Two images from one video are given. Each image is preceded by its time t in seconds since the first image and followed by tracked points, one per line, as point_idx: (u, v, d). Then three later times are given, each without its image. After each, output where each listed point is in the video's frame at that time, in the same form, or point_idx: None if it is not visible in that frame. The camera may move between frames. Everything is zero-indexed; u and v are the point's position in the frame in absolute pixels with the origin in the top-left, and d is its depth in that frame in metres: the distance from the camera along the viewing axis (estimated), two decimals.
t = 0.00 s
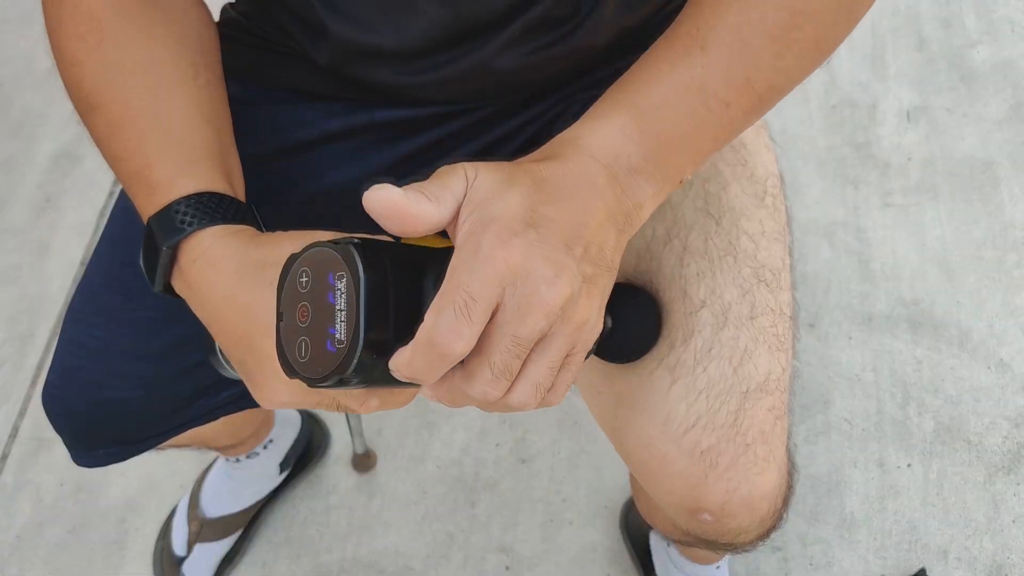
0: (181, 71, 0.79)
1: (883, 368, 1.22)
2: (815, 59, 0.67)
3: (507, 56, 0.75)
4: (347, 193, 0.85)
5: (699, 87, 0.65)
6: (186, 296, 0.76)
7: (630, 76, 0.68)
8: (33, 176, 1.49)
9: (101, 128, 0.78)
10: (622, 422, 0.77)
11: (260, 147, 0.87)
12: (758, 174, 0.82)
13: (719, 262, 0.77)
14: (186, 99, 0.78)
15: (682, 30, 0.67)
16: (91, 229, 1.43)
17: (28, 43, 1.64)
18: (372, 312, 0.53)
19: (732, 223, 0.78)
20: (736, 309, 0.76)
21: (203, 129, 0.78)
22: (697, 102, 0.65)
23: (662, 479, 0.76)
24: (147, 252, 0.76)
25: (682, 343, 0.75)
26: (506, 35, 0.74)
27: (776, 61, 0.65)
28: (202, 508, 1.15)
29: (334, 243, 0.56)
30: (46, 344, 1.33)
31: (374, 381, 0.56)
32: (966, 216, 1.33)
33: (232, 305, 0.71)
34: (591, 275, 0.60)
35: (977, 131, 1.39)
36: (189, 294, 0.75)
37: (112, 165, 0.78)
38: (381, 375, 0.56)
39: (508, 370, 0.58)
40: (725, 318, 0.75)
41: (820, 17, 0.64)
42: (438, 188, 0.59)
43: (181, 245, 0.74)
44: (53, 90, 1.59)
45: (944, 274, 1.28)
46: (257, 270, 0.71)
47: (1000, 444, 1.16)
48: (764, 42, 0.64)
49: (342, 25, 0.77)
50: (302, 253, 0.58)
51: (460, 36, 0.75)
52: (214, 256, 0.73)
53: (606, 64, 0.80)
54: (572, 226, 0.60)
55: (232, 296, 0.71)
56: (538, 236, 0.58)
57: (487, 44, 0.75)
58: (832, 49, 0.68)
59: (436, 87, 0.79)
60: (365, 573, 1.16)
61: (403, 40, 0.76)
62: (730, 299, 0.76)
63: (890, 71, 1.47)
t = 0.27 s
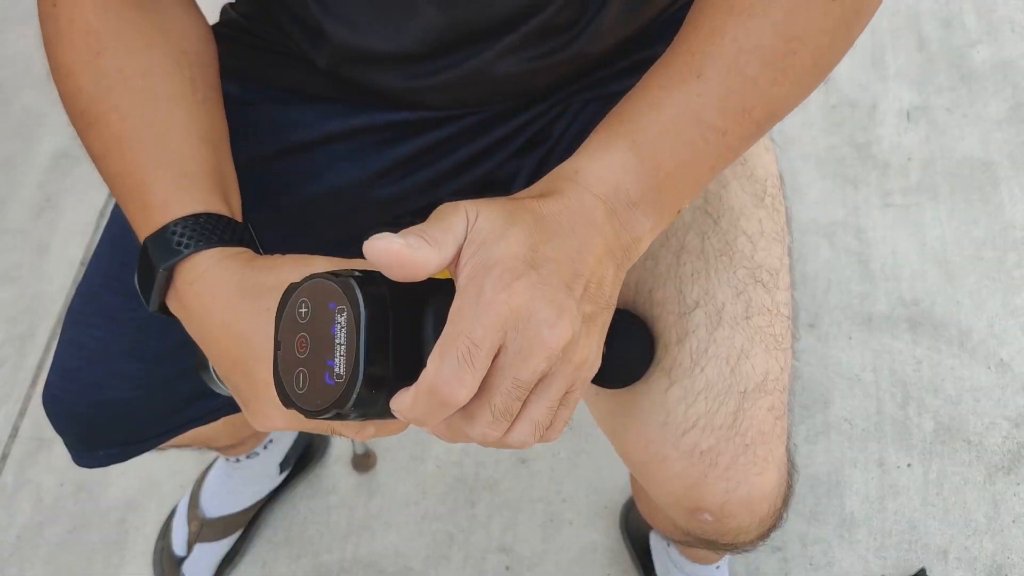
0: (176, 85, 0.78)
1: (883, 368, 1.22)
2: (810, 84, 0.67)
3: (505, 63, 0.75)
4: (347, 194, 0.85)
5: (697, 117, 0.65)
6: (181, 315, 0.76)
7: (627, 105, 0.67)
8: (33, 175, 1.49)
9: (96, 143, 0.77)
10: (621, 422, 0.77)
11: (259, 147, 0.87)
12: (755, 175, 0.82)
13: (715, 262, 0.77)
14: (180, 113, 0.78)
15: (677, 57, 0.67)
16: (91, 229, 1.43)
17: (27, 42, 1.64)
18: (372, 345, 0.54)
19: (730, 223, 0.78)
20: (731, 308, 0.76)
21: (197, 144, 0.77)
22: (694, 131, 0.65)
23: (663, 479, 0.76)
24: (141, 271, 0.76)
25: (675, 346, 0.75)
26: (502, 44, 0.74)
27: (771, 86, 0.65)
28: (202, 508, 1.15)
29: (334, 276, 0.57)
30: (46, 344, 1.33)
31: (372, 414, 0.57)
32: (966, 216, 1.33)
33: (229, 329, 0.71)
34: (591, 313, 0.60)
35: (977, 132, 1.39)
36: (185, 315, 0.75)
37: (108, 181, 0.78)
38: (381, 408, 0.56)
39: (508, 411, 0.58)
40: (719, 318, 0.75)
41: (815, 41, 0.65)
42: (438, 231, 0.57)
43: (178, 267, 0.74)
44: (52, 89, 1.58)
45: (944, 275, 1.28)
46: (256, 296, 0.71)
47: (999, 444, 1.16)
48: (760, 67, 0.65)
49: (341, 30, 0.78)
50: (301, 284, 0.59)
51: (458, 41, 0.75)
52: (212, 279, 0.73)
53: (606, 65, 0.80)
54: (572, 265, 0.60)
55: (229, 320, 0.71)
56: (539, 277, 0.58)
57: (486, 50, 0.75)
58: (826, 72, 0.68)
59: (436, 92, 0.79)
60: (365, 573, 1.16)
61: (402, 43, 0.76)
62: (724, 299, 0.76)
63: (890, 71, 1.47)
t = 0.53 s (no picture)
0: (176, 95, 0.78)
1: (883, 368, 1.22)
2: (809, 100, 0.67)
3: (504, 68, 0.75)
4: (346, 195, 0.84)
5: (695, 139, 0.65)
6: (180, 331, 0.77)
7: (625, 125, 0.67)
8: (33, 175, 1.49)
9: (97, 155, 0.78)
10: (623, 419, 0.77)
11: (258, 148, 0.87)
12: (755, 175, 0.82)
13: (717, 260, 0.77)
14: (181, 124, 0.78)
15: (673, 76, 0.66)
16: (91, 229, 1.43)
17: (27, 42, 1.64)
18: (372, 372, 0.54)
19: (733, 222, 0.78)
20: (733, 306, 0.75)
21: (197, 154, 0.78)
22: (691, 153, 0.65)
23: (664, 478, 0.77)
24: (141, 288, 0.76)
25: (677, 342, 0.75)
26: (502, 49, 0.75)
27: (768, 107, 0.65)
28: (202, 508, 1.15)
29: (334, 300, 0.57)
30: (46, 344, 1.33)
31: (371, 440, 0.57)
32: (966, 216, 1.33)
33: (228, 348, 0.71)
34: (588, 342, 0.60)
35: (977, 132, 1.39)
36: (183, 332, 0.75)
37: (109, 193, 0.78)
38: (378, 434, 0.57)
39: (506, 442, 0.59)
40: (720, 316, 0.75)
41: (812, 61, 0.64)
42: (434, 260, 0.57)
43: (176, 285, 0.74)
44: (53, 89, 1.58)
45: (944, 274, 1.28)
46: (254, 315, 0.71)
47: (1000, 444, 1.16)
48: (757, 88, 0.64)
49: (341, 32, 0.78)
50: (299, 308, 0.59)
51: (456, 44, 0.75)
52: (210, 297, 0.73)
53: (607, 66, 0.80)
54: (569, 294, 0.60)
55: (227, 340, 0.71)
56: (536, 308, 0.58)
57: (485, 55, 0.75)
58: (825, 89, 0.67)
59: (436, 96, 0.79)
60: (365, 573, 1.16)
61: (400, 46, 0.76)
62: (726, 297, 0.76)
63: (889, 71, 1.47)
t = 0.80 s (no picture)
0: (177, 102, 0.78)
1: (883, 368, 1.22)
2: (809, 112, 0.66)
3: (505, 70, 0.75)
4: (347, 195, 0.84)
5: (693, 155, 0.64)
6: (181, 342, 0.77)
7: (622, 142, 0.67)
8: (33, 175, 1.49)
9: (98, 163, 0.78)
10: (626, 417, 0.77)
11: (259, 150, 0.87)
12: (756, 175, 0.82)
13: (718, 260, 0.76)
14: (181, 127, 0.78)
15: (672, 91, 0.66)
16: (90, 229, 1.43)
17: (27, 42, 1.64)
18: (367, 394, 0.54)
19: (733, 223, 0.78)
20: (735, 307, 0.75)
21: (199, 161, 0.78)
22: (690, 170, 0.65)
23: (665, 477, 0.77)
24: (142, 299, 0.76)
25: (679, 342, 0.75)
26: (503, 50, 0.75)
27: (767, 122, 0.65)
28: (202, 508, 1.15)
29: (331, 319, 0.57)
30: (46, 344, 1.33)
31: (366, 461, 0.57)
32: (966, 216, 1.33)
33: (228, 362, 0.71)
34: (585, 366, 0.60)
35: (977, 132, 1.39)
36: (184, 345, 0.75)
37: (108, 196, 0.78)
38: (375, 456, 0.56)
39: (500, 468, 0.59)
40: (722, 316, 0.75)
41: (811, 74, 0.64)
42: (428, 286, 0.58)
43: (175, 298, 0.74)
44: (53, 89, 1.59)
45: (944, 275, 1.28)
46: (253, 328, 0.70)
47: (999, 444, 1.16)
48: (755, 103, 0.64)
49: (341, 34, 0.78)
50: (296, 326, 0.58)
51: (456, 45, 0.75)
52: (208, 311, 0.73)
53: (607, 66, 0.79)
54: (567, 316, 0.60)
55: (225, 353, 0.71)
56: (532, 332, 0.58)
57: (486, 57, 0.75)
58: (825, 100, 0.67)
59: (436, 98, 0.79)
60: (365, 573, 1.16)
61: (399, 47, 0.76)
62: (727, 297, 0.75)
63: (889, 71, 1.47)
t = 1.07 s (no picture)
0: (180, 107, 0.78)
1: (883, 368, 1.22)
2: (812, 115, 0.66)
3: (505, 70, 0.76)
4: (348, 195, 0.84)
5: (697, 160, 0.64)
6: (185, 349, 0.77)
7: (627, 150, 0.67)
8: (33, 175, 1.49)
9: (101, 168, 0.78)
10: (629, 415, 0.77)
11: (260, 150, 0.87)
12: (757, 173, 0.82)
13: (719, 259, 0.76)
14: (183, 131, 0.78)
15: (675, 97, 0.66)
16: (90, 229, 1.43)
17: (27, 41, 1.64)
18: (372, 406, 0.54)
19: (735, 221, 0.77)
20: (737, 305, 0.75)
21: (201, 166, 0.77)
22: (695, 176, 0.64)
23: (667, 476, 0.77)
24: (147, 307, 0.77)
25: (683, 341, 0.74)
26: (503, 50, 0.75)
27: (771, 126, 0.64)
28: (203, 508, 1.15)
29: (335, 330, 0.57)
30: (46, 344, 1.33)
31: (371, 474, 0.57)
32: (966, 216, 1.33)
33: (231, 370, 0.71)
34: (592, 377, 0.60)
35: (977, 132, 1.39)
36: (188, 353, 0.75)
37: (109, 198, 0.78)
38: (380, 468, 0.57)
39: (507, 481, 0.59)
40: (726, 315, 0.75)
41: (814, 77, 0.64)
42: (432, 299, 0.58)
43: (179, 307, 0.74)
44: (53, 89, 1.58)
45: (944, 275, 1.28)
46: (255, 335, 0.70)
47: (999, 444, 1.16)
48: (759, 107, 0.64)
49: (341, 34, 0.78)
50: (300, 336, 0.58)
51: (456, 46, 0.75)
52: (211, 320, 0.73)
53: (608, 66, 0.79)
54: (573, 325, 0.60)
55: (228, 362, 0.71)
56: (538, 344, 0.58)
57: (486, 58, 0.75)
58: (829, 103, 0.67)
59: (437, 99, 0.79)
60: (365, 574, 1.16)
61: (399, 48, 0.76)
62: (730, 295, 0.75)
63: (889, 71, 1.47)
